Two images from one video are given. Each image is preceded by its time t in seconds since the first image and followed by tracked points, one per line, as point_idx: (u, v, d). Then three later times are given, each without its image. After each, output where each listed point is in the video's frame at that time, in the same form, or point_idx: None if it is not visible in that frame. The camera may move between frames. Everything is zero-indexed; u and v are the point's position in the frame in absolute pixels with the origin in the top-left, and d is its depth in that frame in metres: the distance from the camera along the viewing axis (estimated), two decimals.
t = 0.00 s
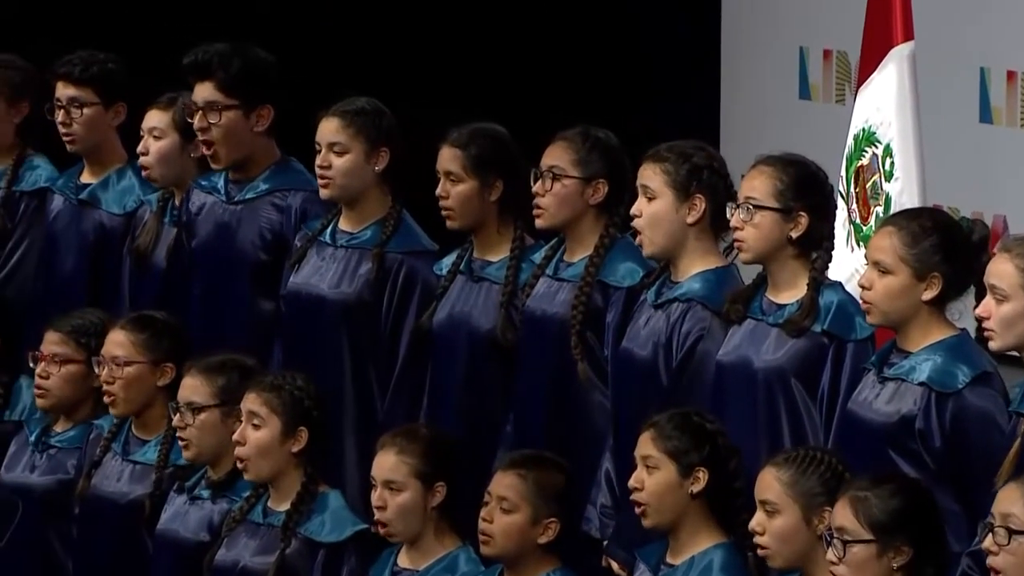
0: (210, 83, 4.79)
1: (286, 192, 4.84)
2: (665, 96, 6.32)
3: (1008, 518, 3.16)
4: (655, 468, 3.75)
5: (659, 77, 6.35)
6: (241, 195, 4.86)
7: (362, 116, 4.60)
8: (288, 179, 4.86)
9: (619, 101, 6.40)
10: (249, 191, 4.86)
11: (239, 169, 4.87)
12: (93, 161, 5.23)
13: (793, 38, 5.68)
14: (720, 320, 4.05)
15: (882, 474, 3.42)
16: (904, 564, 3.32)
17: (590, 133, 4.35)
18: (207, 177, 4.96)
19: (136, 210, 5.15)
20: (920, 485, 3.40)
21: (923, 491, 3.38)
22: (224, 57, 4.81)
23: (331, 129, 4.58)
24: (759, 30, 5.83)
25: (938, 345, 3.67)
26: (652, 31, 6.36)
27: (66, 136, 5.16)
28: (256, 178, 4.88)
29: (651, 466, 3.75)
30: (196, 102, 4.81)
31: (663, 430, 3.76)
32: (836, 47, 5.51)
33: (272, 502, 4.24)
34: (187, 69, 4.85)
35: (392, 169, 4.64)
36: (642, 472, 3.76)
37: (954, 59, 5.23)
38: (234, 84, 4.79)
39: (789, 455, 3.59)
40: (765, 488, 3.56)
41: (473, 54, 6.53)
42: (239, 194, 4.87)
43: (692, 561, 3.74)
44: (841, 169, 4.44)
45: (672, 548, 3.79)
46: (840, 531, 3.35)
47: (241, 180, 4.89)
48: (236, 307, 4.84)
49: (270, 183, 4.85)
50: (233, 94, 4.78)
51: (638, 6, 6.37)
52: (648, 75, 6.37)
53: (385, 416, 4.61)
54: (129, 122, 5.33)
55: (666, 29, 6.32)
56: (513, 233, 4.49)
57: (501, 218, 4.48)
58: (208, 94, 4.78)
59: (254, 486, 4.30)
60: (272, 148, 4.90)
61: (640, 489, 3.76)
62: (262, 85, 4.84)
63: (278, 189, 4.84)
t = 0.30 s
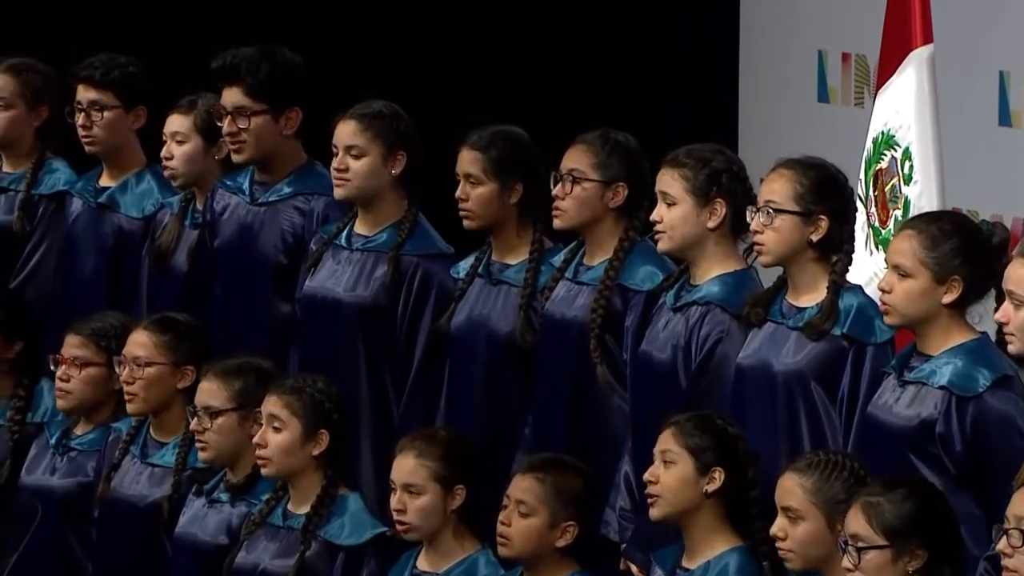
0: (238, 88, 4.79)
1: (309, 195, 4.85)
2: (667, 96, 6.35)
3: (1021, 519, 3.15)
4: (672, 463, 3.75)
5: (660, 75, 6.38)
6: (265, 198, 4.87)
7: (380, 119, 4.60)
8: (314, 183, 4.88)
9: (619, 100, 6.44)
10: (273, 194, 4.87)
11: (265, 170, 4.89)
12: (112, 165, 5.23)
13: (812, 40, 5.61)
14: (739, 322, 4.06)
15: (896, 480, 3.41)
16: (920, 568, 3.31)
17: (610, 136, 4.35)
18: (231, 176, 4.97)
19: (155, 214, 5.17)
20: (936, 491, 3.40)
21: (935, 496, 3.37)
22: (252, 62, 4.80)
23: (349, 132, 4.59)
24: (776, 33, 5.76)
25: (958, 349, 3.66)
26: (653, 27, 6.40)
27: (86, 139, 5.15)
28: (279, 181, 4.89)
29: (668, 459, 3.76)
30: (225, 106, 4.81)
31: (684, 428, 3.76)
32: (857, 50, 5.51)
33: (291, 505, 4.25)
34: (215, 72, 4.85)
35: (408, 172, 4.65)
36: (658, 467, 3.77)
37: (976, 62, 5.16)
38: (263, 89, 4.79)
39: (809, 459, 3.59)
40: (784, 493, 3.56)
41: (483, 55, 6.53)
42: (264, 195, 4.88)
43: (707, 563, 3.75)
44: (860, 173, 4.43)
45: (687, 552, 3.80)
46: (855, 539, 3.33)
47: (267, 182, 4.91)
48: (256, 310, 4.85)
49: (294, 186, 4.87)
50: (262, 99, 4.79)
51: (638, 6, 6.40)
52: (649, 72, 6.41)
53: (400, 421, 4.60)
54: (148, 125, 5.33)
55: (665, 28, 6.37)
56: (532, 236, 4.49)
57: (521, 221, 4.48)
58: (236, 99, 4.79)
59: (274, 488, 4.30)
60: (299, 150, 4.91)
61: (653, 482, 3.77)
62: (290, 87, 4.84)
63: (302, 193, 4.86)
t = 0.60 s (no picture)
0: (262, 91, 4.79)
1: (328, 197, 4.86)
2: (668, 97, 6.37)
3: None
4: (693, 458, 3.76)
5: (660, 77, 6.39)
6: (285, 199, 4.88)
7: (397, 123, 4.61)
8: (332, 185, 4.89)
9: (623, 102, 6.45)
10: (292, 196, 4.88)
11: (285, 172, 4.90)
12: (131, 168, 5.24)
13: (829, 44, 5.60)
14: (758, 326, 4.05)
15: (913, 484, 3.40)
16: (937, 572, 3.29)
17: (628, 139, 4.35)
18: (252, 178, 4.99)
19: (175, 217, 5.17)
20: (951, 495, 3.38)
21: (951, 500, 3.36)
22: (275, 65, 4.80)
23: (365, 135, 4.59)
24: (789, 38, 5.74)
25: (978, 352, 3.66)
26: (652, 27, 6.39)
27: (106, 142, 5.16)
28: (298, 184, 4.90)
29: (688, 453, 3.76)
30: (248, 109, 4.81)
31: (708, 427, 3.77)
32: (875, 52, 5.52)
33: (309, 508, 4.25)
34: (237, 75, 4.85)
35: (423, 175, 4.65)
36: (677, 463, 3.78)
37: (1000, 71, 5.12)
38: (286, 92, 4.79)
39: (827, 460, 3.59)
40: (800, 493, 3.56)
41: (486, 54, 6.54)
42: (283, 197, 4.89)
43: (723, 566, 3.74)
44: (879, 176, 4.43)
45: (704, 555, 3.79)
46: (872, 544, 3.32)
47: (287, 184, 4.92)
48: (273, 313, 4.85)
49: (313, 189, 4.87)
50: (284, 103, 4.78)
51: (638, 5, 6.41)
52: (650, 75, 6.41)
53: (416, 424, 4.61)
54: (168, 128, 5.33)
55: (665, 28, 6.36)
56: (551, 239, 4.50)
57: (539, 224, 4.49)
58: (260, 103, 4.78)
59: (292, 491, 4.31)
60: (320, 153, 4.92)
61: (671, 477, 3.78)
62: (311, 90, 4.84)
63: (321, 195, 4.86)
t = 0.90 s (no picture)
0: (280, 84, 4.78)
1: (339, 199, 4.86)
2: (667, 97, 6.39)
3: None
4: (707, 464, 3.76)
5: (661, 78, 6.41)
6: (296, 202, 4.88)
7: (411, 126, 4.61)
8: (344, 187, 4.88)
9: (630, 101, 6.47)
10: (302, 198, 4.88)
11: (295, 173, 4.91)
12: (147, 170, 5.25)
13: (846, 44, 5.60)
14: (774, 327, 4.04)
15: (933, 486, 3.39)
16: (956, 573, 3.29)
17: (646, 141, 4.36)
18: (264, 182, 4.98)
19: (189, 217, 5.18)
20: (972, 497, 3.37)
21: (972, 503, 3.35)
22: (294, 62, 4.79)
23: (379, 138, 4.59)
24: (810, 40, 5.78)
25: (995, 354, 3.64)
26: (652, 27, 6.41)
27: (123, 143, 5.17)
28: (310, 185, 4.90)
29: (701, 460, 3.76)
30: (263, 100, 4.81)
31: (718, 431, 3.77)
32: (892, 55, 5.44)
33: (326, 509, 4.25)
34: (257, 70, 4.84)
35: (438, 177, 4.65)
36: (692, 470, 3.77)
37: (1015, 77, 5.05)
38: (303, 89, 4.79)
39: (847, 461, 3.58)
40: (818, 491, 3.56)
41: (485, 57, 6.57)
42: (295, 200, 4.89)
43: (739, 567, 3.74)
44: (897, 180, 4.45)
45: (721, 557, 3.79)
46: (890, 542, 3.33)
47: (299, 186, 4.92)
48: (290, 314, 4.86)
49: (324, 190, 4.87)
50: (300, 98, 4.79)
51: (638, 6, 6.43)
52: (650, 75, 6.44)
53: (430, 426, 4.61)
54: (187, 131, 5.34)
55: (665, 28, 6.38)
56: (569, 241, 4.51)
57: (557, 226, 4.49)
58: (276, 92, 4.78)
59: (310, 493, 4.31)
60: (331, 157, 4.92)
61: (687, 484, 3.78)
62: (328, 92, 4.84)
63: (332, 197, 4.86)
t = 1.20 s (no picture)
0: (298, 82, 4.80)
1: (352, 202, 4.86)
2: (667, 97, 6.42)
3: None
4: (716, 474, 3.75)
5: (661, 77, 6.44)
6: (310, 204, 4.88)
7: (428, 128, 4.61)
8: (359, 189, 4.88)
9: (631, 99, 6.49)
10: (316, 201, 4.88)
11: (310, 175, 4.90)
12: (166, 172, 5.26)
13: (867, 47, 5.58)
14: (792, 332, 4.04)
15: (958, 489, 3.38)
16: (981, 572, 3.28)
17: (664, 143, 4.35)
18: (279, 184, 4.99)
19: (209, 220, 5.17)
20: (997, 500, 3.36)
21: (998, 505, 3.34)
22: (312, 61, 4.80)
23: (395, 141, 4.59)
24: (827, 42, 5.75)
25: (1013, 358, 3.63)
26: (652, 27, 6.44)
27: (141, 148, 5.18)
28: (323, 187, 4.89)
29: (710, 471, 3.76)
30: (280, 98, 4.82)
31: (722, 437, 3.77)
32: (910, 58, 5.42)
33: (343, 512, 4.25)
34: (275, 69, 4.85)
35: (455, 180, 4.65)
36: (703, 480, 3.77)
37: None
38: (321, 87, 4.80)
39: (865, 462, 3.58)
40: (836, 492, 3.55)
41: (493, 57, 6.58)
42: (308, 202, 4.89)
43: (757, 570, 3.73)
44: (916, 182, 4.43)
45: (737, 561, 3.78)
46: (915, 538, 3.32)
47: (313, 188, 4.92)
48: (307, 317, 4.85)
49: (337, 193, 4.87)
50: (317, 96, 4.79)
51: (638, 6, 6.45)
52: (650, 75, 6.46)
53: (447, 426, 4.60)
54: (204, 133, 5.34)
55: (665, 28, 6.41)
56: (586, 244, 4.50)
57: (574, 229, 4.49)
58: (294, 90, 4.79)
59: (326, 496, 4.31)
60: (343, 159, 4.92)
61: (700, 495, 3.77)
62: (347, 93, 4.85)
63: (345, 200, 4.86)
